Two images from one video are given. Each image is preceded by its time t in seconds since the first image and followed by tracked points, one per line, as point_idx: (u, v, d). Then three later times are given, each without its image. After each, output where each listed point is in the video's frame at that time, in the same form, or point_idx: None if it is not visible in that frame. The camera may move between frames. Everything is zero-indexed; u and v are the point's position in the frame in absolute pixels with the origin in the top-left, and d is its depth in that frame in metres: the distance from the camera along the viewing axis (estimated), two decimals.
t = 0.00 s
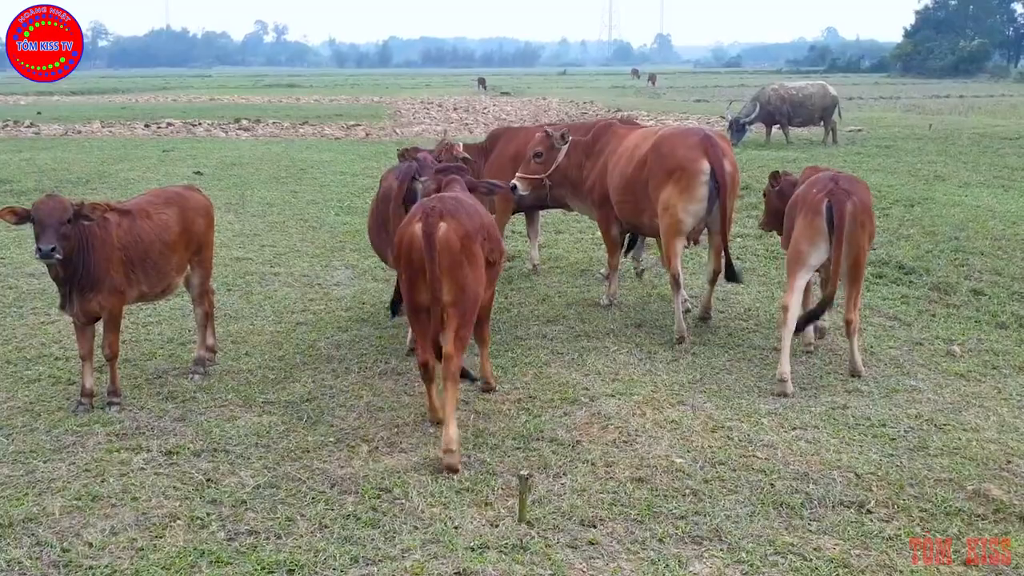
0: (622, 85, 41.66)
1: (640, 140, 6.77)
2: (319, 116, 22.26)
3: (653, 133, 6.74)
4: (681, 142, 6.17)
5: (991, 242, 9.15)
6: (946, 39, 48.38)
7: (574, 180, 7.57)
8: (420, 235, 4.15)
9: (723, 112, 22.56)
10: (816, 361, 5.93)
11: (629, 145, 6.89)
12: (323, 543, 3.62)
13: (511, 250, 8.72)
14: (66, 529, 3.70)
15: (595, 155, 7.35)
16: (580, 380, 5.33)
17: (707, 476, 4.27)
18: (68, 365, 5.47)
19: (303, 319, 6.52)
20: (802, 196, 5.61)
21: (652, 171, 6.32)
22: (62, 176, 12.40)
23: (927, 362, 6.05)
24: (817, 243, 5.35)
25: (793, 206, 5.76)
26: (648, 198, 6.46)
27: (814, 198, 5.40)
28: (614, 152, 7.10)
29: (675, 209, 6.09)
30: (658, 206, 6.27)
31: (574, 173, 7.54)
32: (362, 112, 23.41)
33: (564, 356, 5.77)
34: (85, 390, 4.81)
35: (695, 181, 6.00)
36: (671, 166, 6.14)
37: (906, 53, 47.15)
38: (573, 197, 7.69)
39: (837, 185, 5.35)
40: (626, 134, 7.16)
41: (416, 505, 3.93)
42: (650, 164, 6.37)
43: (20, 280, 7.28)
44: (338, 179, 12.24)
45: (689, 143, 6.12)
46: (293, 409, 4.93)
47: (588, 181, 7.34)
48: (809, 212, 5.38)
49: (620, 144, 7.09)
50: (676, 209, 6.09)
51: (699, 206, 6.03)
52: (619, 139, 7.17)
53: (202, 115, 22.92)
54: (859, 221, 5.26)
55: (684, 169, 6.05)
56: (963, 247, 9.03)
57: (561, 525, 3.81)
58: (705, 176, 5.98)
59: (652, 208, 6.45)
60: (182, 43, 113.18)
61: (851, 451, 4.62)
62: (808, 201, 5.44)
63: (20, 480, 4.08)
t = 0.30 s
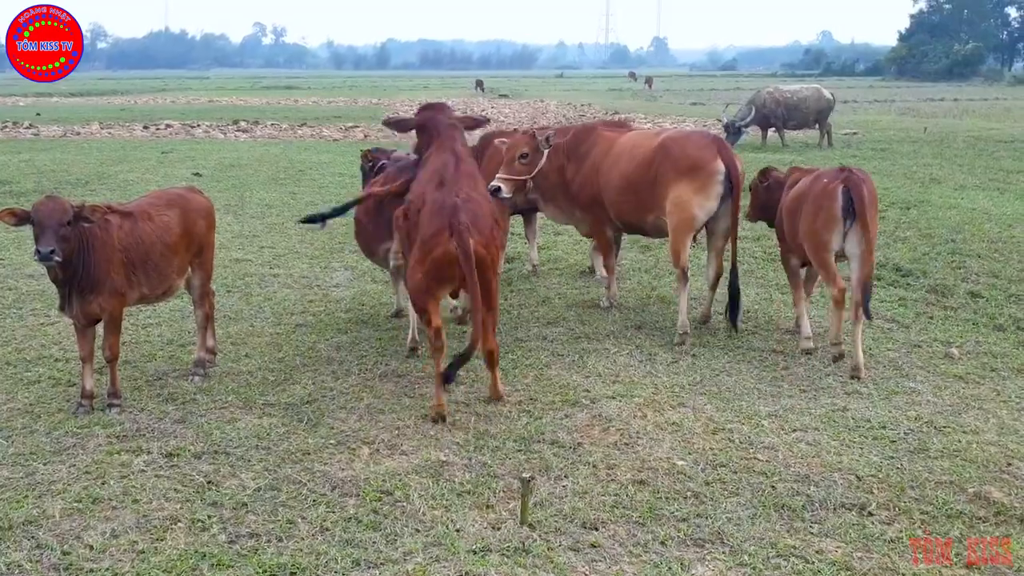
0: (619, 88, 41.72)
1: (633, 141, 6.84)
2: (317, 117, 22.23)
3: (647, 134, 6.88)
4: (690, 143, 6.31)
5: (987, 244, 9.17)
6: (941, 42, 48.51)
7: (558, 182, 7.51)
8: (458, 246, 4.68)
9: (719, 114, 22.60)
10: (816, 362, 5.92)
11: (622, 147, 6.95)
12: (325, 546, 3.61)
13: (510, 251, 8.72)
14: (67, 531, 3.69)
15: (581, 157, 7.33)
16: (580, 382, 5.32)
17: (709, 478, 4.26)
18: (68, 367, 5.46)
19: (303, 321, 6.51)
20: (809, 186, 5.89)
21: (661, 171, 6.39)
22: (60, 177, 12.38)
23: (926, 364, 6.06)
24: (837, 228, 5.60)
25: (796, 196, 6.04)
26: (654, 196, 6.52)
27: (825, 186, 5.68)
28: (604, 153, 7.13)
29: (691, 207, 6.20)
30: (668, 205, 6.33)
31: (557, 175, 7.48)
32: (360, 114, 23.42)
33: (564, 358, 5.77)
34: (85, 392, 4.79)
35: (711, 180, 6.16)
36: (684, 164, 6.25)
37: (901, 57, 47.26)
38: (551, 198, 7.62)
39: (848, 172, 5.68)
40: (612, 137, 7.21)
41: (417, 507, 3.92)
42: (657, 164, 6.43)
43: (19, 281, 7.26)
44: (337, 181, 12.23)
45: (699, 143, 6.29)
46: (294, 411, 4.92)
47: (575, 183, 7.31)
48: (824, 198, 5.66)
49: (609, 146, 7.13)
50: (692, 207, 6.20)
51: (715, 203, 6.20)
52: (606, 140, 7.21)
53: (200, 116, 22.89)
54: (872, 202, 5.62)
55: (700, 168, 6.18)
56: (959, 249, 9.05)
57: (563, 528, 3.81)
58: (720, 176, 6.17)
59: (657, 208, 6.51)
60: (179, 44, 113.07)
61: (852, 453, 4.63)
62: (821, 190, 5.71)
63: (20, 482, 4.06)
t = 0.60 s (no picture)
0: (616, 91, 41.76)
1: (628, 142, 6.83)
2: (316, 119, 22.23)
3: (640, 135, 6.90)
4: (694, 143, 6.38)
5: (985, 247, 9.18)
6: (936, 45, 48.64)
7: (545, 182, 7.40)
8: (459, 223, 5.27)
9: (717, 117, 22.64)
10: (817, 364, 5.89)
11: (617, 148, 6.93)
12: (327, 550, 3.59)
13: (510, 253, 8.72)
14: (67, 534, 3.66)
15: (571, 159, 7.26)
16: (582, 384, 5.31)
17: (711, 481, 4.25)
18: (67, 369, 5.43)
19: (303, 323, 6.49)
20: (808, 186, 5.94)
21: (666, 172, 6.42)
22: (59, 178, 12.35)
23: (926, 367, 6.06)
24: (843, 227, 5.66)
25: (792, 196, 6.10)
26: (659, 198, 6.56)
27: (829, 187, 5.74)
28: (597, 155, 7.08)
29: (701, 205, 6.33)
30: (676, 206, 6.41)
31: (546, 176, 7.37)
32: (359, 116, 23.40)
33: (565, 360, 5.75)
34: (85, 394, 4.76)
35: (720, 177, 6.29)
36: (690, 164, 6.32)
37: (897, 60, 47.39)
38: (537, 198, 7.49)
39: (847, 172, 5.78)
40: (601, 139, 7.17)
41: (420, 510, 3.91)
42: (662, 166, 6.46)
43: (17, 283, 7.24)
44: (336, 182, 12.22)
45: (701, 141, 6.37)
46: (295, 413, 4.90)
47: (566, 185, 7.23)
48: (829, 199, 5.71)
49: (601, 147, 7.09)
50: (702, 205, 6.32)
51: (724, 200, 6.32)
52: (596, 142, 7.18)
53: (199, 118, 22.88)
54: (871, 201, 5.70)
55: (708, 167, 6.28)
56: (957, 252, 9.05)
57: (565, 531, 3.79)
58: (727, 172, 6.31)
59: (662, 209, 6.55)
60: (176, 46, 112.99)
61: (853, 455, 4.62)
62: (824, 190, 5.76)
63: (20, 485, 4.04)
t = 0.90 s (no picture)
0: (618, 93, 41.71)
1: (622, 144, 6.84)
2: (318, 120, 22.20)
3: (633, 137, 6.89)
4: (694, 145, 6.46)
5: (990, 249, 9.14)
6: (939, 48, 48.58)
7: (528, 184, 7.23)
8: (464, 200, 5.89)
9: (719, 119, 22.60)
10: (824, 368, 5.84)
11: (611, 151, 6.90)
12: (333, 555, 3.56)
13: (514, 255, 8.69)
14: (69, 540, 3.63)
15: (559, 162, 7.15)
16: (588, 387, 5.27)
17: (719, 485, 4.21)
18: (68, 372, 5.39)
19: (307, 325, 6.46)
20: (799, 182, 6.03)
21: (669, 175, 6.49)
22: (60, 180, 12.32)
23: (933, 370, 6.02)
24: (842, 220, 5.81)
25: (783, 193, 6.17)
26: (659, 201, 6.61)
27: (823, 182, 5.87)
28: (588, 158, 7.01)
29: (703, 207, 6.47)
30: (680, 209, 6.52)
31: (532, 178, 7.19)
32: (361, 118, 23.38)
33: (570, 362, 5.72)
34: (88, 397, 4.73)
35: (722, 179, 6.42)
36: (692, 167, 6.41)
37: (899, 62, 47.35)
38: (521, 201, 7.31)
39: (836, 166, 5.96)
40: (590, 142, 7.09)
41: (426, 515, 3.87)
42: (664, 170, 6.52)
43: (18, 285, 7.20)
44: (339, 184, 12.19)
45: (701, 143, 6.47)
46: (299, 417, 4.87)
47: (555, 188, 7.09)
48: (825, 193, 5.83)
49: (592, 153, 7.03)
50: (705, 207, 6.46)
51: (726, 202, 6.48)
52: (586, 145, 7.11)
53: (201, 119, 22.85)
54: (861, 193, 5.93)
55: (711, 170, 6.40)
56: (963, 254, 9.01)
57: (573, 536, 3.75)
58: (730, 175, 6.46)
59: (663, 212, 6.63)
60: (177, 47, 113.02)
61: (862, 460, 4.58)
62: (820, 185, 5.88)
63: (21, 489, 4.00)
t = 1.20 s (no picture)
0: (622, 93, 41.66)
1: (612, 142, 6.83)
2: (321, 120, 22.17)
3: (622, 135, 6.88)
4: (687, 143, 6.53)
5: (999, 251, 9.09)
6: (944, 49, 48.45)
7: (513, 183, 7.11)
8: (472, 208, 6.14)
9: (724, 120, 22.56)
10: (834, 371, 5.80)
11: (601, 149, 6.86)
12: (340, 559, 3.53)
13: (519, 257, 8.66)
14: (73, 544, 3.61)
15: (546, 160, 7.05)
16: (596, 390, 5.24)
17: (730, 489, 4.17)
18: (71, 374, 5.37)
19: (312, 327, 6.43)
20: (799, 182, 6.08)
21: (665, 174, 6.52)
22: (63, 180, 12.30)
23: (943, 372, 5.97)
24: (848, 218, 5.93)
25: (781, 192, 6.20)
26: (656, 201, 6.64)
27: (826, 180, 5.95)
28: (575, 155, 6.95)
29: (702, 208, 6.51)
30: (679, 209, 6.55)
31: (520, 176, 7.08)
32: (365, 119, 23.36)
33: (577, 365, 5.69)
34: (91, 400, 4.72)
35: (718, 177, 6.46)
36: (688, 165, 6.47)
37: (903, 63, 47.26)
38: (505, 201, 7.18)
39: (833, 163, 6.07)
40: (576, 139, 7.04)
41: (434, 519, 3.84)
42: (660, 168, 6.55)
43: (20, 287, 7.18)
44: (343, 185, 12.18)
45: (695, 142, 6.53)
46: (306, 419, 4.84)
47: (542, 187, 6.99)
48: (831, 192, 5.91)
49: (581, 150, 6.97)
50: (703, 206, 6.50)
51: (723, 198, 6.53)
52: (573, 142, 7.04)
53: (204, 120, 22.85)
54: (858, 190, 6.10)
55: (706, 168, 6.45)
56: (971, 256, 8.96)
57: (583, 540, 3.72)
58: (725, 173, 6.51)
59: (662, 211, 6.66)
60: (181, 48, 113.16)
61: (873, 463, 4.53)
62: (824, 183, 5.94)
63: (24, 493, 3.98)
